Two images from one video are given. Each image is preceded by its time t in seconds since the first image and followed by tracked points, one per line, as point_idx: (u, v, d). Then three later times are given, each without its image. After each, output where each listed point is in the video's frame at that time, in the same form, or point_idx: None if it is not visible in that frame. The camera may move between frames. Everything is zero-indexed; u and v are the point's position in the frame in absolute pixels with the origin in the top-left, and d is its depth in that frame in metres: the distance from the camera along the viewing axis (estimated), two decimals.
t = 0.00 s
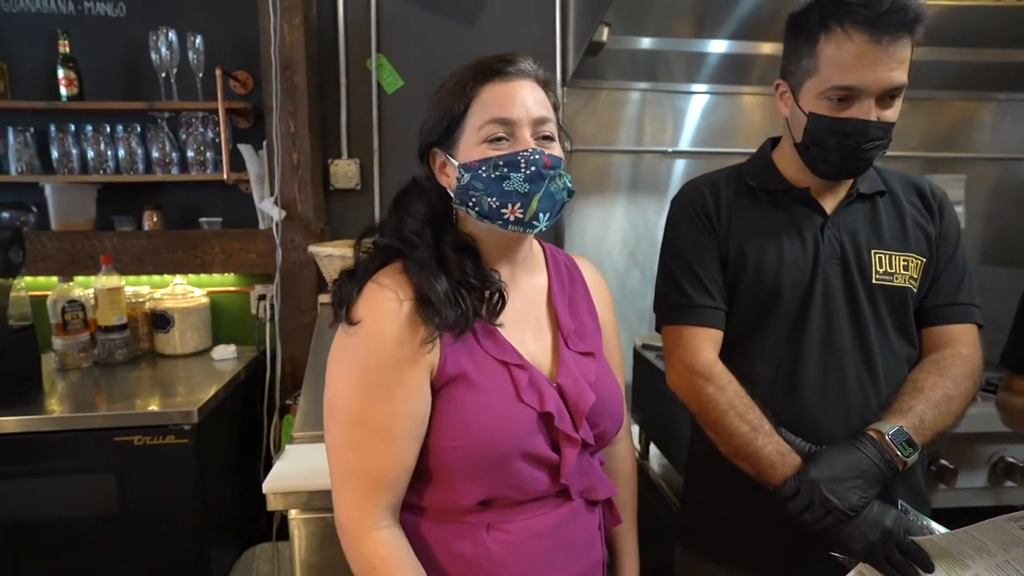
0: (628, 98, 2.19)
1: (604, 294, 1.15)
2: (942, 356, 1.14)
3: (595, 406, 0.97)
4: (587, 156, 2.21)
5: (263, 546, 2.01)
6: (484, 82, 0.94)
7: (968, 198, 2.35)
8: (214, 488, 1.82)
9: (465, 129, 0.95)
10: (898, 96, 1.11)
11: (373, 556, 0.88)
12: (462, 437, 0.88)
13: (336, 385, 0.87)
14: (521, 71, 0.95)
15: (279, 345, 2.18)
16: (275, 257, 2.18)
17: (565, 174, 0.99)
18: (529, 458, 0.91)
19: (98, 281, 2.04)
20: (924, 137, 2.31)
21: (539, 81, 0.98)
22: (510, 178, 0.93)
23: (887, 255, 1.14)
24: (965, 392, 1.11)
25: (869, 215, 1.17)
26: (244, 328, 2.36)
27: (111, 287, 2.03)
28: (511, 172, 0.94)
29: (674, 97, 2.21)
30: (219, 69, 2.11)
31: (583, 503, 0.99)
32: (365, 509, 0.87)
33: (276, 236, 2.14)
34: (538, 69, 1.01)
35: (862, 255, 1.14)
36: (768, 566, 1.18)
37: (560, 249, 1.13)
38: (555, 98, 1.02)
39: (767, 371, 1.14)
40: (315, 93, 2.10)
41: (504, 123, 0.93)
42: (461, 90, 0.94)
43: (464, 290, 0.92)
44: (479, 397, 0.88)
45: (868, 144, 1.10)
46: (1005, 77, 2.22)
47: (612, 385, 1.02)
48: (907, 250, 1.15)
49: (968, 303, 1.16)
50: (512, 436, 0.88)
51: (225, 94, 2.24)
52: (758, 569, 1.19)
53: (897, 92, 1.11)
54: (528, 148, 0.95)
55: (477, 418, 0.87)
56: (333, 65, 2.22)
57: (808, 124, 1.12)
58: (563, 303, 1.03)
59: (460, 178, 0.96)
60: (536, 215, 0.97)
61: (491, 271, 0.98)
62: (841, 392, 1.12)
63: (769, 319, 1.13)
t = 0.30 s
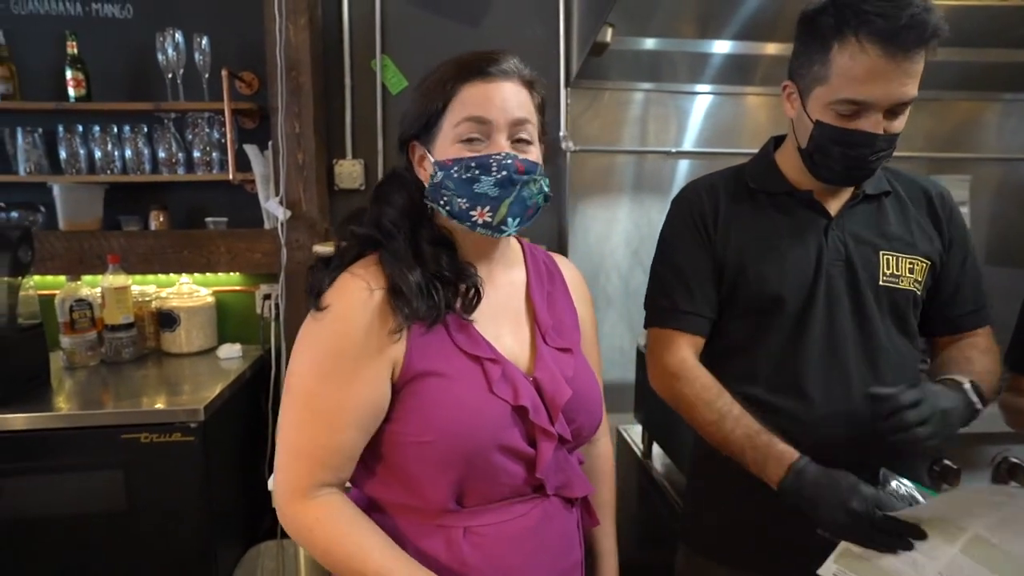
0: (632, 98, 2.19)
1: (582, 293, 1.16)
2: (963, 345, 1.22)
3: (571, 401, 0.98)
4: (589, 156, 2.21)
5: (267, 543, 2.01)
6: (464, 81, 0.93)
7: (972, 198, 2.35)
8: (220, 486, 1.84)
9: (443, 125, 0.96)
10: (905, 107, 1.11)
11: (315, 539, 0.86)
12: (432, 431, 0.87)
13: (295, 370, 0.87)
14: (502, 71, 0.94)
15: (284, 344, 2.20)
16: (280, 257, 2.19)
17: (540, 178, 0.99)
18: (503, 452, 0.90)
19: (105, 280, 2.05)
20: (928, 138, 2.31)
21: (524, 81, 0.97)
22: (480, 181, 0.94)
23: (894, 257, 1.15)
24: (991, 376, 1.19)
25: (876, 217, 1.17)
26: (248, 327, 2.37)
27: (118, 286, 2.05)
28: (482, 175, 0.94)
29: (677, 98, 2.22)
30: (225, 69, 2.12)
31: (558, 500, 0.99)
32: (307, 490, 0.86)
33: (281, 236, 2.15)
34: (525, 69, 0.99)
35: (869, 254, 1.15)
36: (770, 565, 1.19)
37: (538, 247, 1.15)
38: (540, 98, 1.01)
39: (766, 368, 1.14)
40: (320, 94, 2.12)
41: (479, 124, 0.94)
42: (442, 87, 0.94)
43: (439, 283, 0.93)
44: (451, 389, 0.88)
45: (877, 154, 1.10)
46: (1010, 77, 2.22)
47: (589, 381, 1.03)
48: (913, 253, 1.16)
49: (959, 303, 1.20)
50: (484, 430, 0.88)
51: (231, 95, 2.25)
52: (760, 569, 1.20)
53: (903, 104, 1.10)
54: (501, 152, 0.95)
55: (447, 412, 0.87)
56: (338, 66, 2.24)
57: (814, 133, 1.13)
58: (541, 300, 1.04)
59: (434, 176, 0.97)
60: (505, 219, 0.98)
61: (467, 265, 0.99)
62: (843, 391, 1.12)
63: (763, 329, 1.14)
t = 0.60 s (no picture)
0: (644, 101, 2.19)
1: (578, 295, 1.15)
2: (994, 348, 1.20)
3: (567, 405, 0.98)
4: (603, 159, 2.22)
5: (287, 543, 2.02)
6: (455, 87, 0.93)
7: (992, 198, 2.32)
8: (238, 487, 1.86)
9: (433, 135, 0.96)
10: (870, 115, 1.05)
11: (325, 551, 0.86)
12: (429, 433, 0.87)
13: (293, 375, 0.86)
14: (496, 77, 0.95)
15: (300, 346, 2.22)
16: (296, 260, 2.22)
17: (533, 185, 0.99)
18: (500, 454, 0.90)
19: (125, 284, 2.08)
20: (945, 138, 2.28)
21: (518, 86, 0.97)
22: (469, 190, 0.94)
23: (922, 261, 1.12)
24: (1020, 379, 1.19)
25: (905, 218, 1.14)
26: (265, 329, 2.40)
27: (138, 290, 2.08)
28: (471, 184, 0.94)
29: (690, 100, 2.21)
30: (242, 75, 2.15)
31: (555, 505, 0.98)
32: (317, 501, 0.86)
33: (297, 239, 2.18)
34: (520, 74, 1.00)
35: (897, 259, 1.12)
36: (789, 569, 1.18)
37: (534, 251, 1.13)
38: (536, 103, 1.01)
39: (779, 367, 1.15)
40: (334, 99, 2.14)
41: (469, 130, 0.94)
42: (433, 95, 0.94)
43: (428, 280, 0.93)
44: (449, 392, 0.88)
45: (828, 159, 1.07)
46: None
47: (584, 384, 1.02)
48: (943, 257, 1.13)
49: (994, 307, 1.16)
50: (482, 432, 0.88)
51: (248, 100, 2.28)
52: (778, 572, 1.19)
53: (865, 111, 1.05)
54: (490, 160, 0.95)
55: (446, 414, 0.87)
56: (353, 70, 2.26)
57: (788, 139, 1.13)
58: (537, 303, 1.03)
59: (425, 182, 0.97)
60: (494, 227, 0.97)
61: (458, 264, 0.98)
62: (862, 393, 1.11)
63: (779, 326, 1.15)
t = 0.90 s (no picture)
0: (659, 102, 2.19)
1: (583, 298, 1.15)
2: None
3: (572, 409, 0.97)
4: (617, 161, 2.22)
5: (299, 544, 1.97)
6: (487, 89, 0.93)
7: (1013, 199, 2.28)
8: (256, 486, 1.88)
9: (461, 135, 0.94)
10: (832, 109, 1.08)
11: (335, 561, 0.86)
12: (433, 439, 0.87)
13: (298, 384, 0.86)
14: (519, 78, 0.95)
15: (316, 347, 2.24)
16: (313, 262, 2.24)
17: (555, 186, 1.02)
18: (505, 460, 0.90)
19: (145, 285, 2.11)
20: (964, 138, 2.26)
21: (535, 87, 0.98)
22: (507, 191, 0.95)
23: (931, 259, 1.07)
24: None
25: (916, 214, 1.09)
26: (281, 330, 2.42)
27: (158, 291, 2.11)
28: (507, 184, 0.95)
29: (704, 101, 2.21)
30: (260, 79, 2.18)
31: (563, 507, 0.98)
32: (325, 511, 0.86)
33: (314, 241, 2.20)
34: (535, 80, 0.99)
35: (901, 257, 1.09)
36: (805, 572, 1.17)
37: (537, 253, 1.14)
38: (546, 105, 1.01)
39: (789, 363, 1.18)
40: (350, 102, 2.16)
41: (501, 132, 0.94)
42: (458, 95, 0.93)
43: (436, 293, 0.92)
44: (452, 398, 0.88)
45: (796, 154, 1.12)
46: None
47: (590, 387, 1.02)
48: (955, 254, 1.07)
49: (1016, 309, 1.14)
50: (486, 439, 0.88)
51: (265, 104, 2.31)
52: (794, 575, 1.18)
53: (826, 106, 1.08)
54: (524, 162, 0.96)
55: (449, 420, 0.87)
56: (368, 74, 2.28)
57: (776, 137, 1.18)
58: (541, 306, 1.04)
59: (453, 183, 0.96)
60: (525, 228, 0.99)
61: (465, 273, 0.98)
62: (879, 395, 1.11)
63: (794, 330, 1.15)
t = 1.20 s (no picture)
0: (669, 104, 2.19)
1: (592, 299, 1.15)
2: None
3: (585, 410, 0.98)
4: (628, 163, 2.22)
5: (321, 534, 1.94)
6: (505, 87, 0.94)
7: None
8: (269, 485, 1.89)
9: (478, 133, 0.95)
10: (825, 105, 1.10)
11: (364, 567, 0.87)
12: (448, 444, 0.88)
13: (315, 392, 0.87)
14: (530, 78, 0.96)
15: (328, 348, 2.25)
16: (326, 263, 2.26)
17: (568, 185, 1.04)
18: (519, 463, 0.91)
19: (160, 286, 2.14)
20: (979, 139, 2.24)
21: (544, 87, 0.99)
22: (527, 188, 0.97)
23: (931, 257, 1.10)
24: None
25: (919, 213, 1.11)
26: (293, 331, 2.44)
27: (172, 292, 2.13)
28: (527, 182, 0.97)
29: (716, 103, 2.21)
30: (274, 82, 2.20)
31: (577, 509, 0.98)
32: (351, 519, 0.87)
33: (326, 242, 2.22)
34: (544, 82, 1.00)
35: (901, 255, 1.11)
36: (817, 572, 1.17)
37: (546, 253, 1.14)
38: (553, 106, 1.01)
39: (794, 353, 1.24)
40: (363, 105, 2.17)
41: (518, 130, 0.95)
42: (474, 95, 0.94)
43: (450, 300, 0.93)
44: (466, 402, 0.89)
45: (795, 148, 1.14)
46: None
47: (602, 387, 1.02)
48: (957, 253, 1.09)
49: None
50: (501, 443, 0.88)
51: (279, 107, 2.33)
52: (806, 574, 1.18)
53: (819, 102, 1.10)
54: (540, 159, 0.97)
55: (464, 424, 0.88)
56: (381, 76, 2.29)
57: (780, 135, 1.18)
58: (551, 307, 1.04)
59: (470, 182, 0.96)
60: (544, 226, 1.01)
61: (478, 279, 0.99)
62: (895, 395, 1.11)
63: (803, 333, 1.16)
